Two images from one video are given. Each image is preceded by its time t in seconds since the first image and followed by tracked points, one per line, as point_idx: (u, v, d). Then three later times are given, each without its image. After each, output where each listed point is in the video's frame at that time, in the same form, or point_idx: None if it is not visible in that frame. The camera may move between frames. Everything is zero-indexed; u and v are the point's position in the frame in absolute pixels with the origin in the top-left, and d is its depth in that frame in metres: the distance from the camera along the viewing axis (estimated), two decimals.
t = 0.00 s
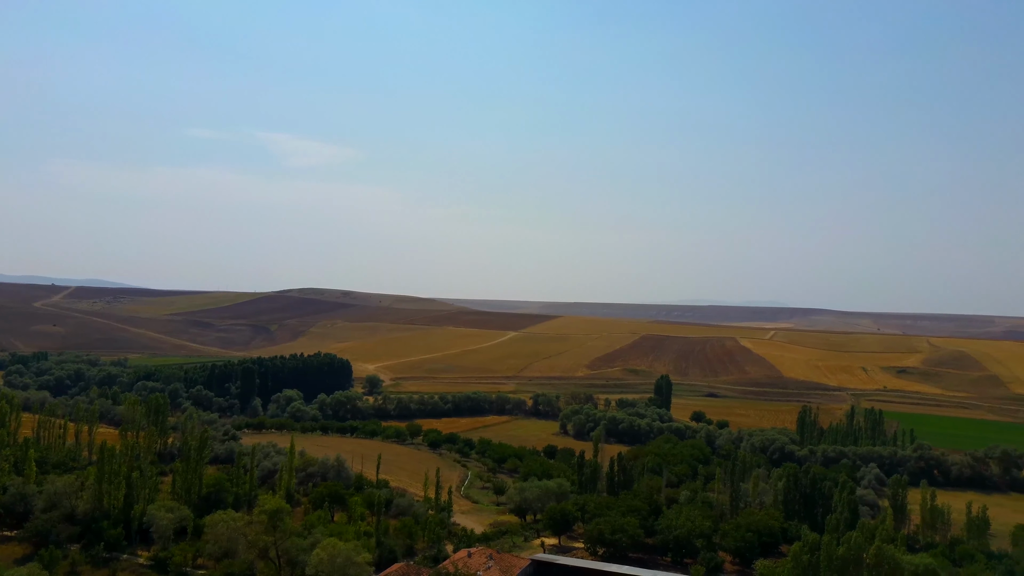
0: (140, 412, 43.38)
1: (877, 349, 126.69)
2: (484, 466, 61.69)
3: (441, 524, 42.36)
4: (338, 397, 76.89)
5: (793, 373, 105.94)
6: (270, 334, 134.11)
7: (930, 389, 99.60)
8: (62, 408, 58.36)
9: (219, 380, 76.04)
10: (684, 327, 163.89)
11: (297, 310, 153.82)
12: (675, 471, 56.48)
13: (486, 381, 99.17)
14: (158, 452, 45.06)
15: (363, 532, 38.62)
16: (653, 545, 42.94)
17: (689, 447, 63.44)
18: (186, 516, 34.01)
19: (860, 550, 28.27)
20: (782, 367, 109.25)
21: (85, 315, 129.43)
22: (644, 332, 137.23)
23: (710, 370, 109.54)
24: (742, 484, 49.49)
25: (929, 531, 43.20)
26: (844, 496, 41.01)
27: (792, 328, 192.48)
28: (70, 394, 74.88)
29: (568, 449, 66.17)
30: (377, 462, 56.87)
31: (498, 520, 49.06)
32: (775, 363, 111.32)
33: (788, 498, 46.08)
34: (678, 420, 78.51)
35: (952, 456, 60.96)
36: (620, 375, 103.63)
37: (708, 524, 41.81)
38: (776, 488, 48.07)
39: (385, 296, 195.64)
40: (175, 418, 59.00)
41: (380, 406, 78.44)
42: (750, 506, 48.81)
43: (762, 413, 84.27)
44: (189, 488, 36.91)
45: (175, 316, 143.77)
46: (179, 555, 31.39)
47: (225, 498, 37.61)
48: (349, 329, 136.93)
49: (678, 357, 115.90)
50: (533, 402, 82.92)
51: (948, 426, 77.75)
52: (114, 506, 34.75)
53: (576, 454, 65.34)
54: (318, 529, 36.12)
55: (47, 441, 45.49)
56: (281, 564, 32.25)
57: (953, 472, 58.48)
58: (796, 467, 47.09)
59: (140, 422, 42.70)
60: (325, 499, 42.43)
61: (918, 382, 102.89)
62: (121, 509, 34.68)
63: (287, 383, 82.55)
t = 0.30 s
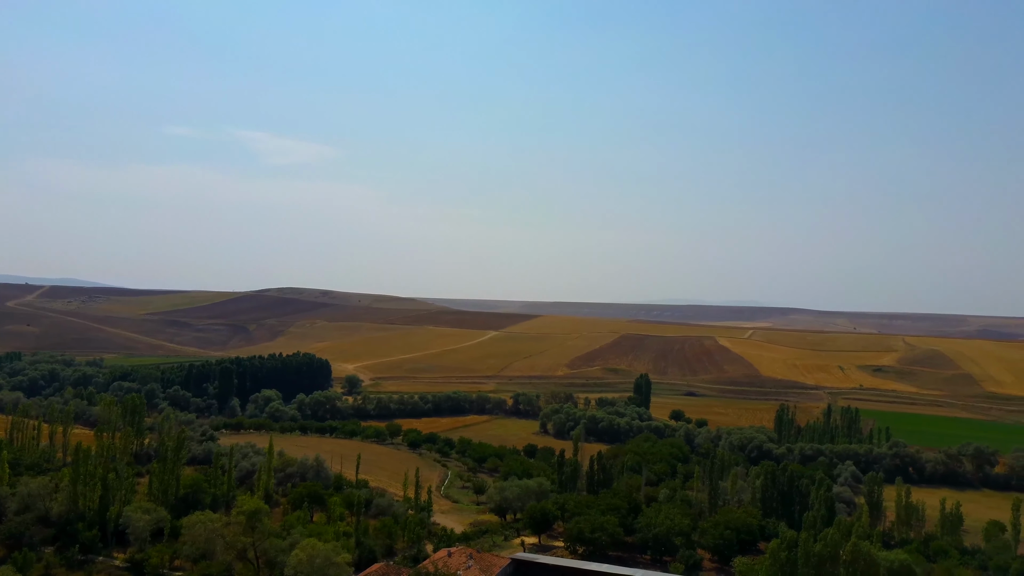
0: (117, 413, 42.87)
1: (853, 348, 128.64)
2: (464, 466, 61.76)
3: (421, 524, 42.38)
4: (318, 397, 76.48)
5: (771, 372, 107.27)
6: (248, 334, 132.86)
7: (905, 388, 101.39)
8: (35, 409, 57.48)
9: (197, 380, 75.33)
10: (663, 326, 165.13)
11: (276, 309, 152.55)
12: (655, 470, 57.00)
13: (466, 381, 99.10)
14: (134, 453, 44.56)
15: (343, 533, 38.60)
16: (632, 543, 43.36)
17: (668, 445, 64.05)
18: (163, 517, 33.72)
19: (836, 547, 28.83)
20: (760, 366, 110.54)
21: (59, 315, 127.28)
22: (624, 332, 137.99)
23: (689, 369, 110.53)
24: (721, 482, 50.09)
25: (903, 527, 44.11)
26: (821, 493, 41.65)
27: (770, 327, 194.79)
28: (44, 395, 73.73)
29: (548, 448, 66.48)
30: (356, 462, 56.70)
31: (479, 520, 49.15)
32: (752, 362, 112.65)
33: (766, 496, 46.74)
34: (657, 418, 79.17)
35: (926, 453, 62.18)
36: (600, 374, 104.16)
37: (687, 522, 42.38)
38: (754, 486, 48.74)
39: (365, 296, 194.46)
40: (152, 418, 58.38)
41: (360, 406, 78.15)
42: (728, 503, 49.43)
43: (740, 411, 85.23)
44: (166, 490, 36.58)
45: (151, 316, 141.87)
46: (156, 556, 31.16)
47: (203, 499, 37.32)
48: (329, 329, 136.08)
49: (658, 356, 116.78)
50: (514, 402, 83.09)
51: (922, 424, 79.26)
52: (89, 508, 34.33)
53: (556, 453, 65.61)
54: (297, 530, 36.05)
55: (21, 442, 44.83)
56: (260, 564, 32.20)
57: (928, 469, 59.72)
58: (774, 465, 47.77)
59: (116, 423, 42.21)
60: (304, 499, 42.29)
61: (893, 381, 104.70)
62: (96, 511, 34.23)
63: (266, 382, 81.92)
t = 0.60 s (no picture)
0: (97, 413, 42.46)
1: (833, 347, 130.27)
2: (448, 465, 61.81)
3: (405, 523, 42.36)
4: (300, 397, 76.11)
5: (753, 370, 108.34)
6: (230, 334, 131.76)
7: (885, 386, 102.88)
8: (13, 410, 56.75)
9: (179, 380, 74.70)
10: (647, 326, 166.13)
11: (259, 309, 151.40)
12: (638, 469, 57.42)
13: (450, 381, 99.09)
14: (115, 454, 44.13)
15: (326, 533, 38.54)
16: (616, 542, 43.67)
17: (651, 444, 64.54)
18: (144, 518, 33.47)
19: (818, 544, 29.22)
20: (742, 365, 111.59)
21: (37, 314, 125.39)
22: (608, 331, 138.59)
23: (672, 368, 111.29)
24: (704, 480, 50.58)
25: (884, 525, 44.81)
26: (803, 491, 42.17)
27: (752, 326, 196.57)
28: (22, 395, 72.70)
29: (532, 447, 66.71)
30: (340, 463, 56.53)
31: (463, 519, 49.20)
32: (735, 361, 113.73)
33: (749, 494, 47.26)
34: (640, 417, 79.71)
35: (906, 451, 63.18)
36: (583, 373, 104.62)
37: (670, 521, 42.79)
38: (737, 484, 49.28)
39: (348, 296, 193.47)
40: (133, 419, 57.89)
41: (343, 406, 77.89)
42: (711, 502, 49.91)
43: (722, 410, 86.03)
44: (147, 491, 36.31)
45: (131, 316, 140.21)
46: (137, 558, 30.92)
47: (184, 500, 37.04)
48: (312, 329, 135.35)
49: (641, 356, 117.44)
50: (498, 401, 83.21)
51: (901, 422, 80.51)
52: (69, 510, 33.99)
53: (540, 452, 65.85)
54: (281, 530, 35.94)
55: None
56: (242, 565, 32.13)
57: (908, 467, 60.71)
58: (756, 463, 48.31)
59: (96, 424, 41.80)
60: (287, 499, 42.13)
61: (874, 379, 106.19)
62: (75, 513, 33.89)
63: (248, 382, 81.33)
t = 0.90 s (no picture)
0: (78, 414, 42.06)
1: (816, 346, 131.68)
2: (433, 465, 61.79)
3: (390, 523, 42.34)
4: (284, 397, 75.71)
5: (737, 370, 109.22)
6: (214, 334, 130.70)
7: (867, 385, 104.17)
8: None
9: (161, 380, 74.04)
10: (632, 325, 166.98)
11: (243, 309, 150.32)
12: (623, 468, 57.77)
13: (436, 380, 98.98)
14: (96, 455, 43.71)
15: (311, 533, 38.45)
16: (601, 541, 43.91)
17: (636, 443, 64.91)
18: (127, 519, 33.22)
19: (801, 542, 29.57)
20: (726, 364, 112.49)
21: (16, 314, 123.60)
22: (593, 330, 139.07)
23: (657, 367, 111.96)
24: (688, 479, 50.97)
25: (866, 522, 45.42)
26: (787, 490, 42.64)
27: (736, 326, 198.15)
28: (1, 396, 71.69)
29: (517, 446, 66.88)
30: (324, 462, 56.36)
31: (448, 519, 49.27)
32: (719, 360, 114.65)
33: (733, 493, 47.72)
34: (625, 416, 80.18)
35: (888, 449, 64.03)
36: (569, 373, 104.98)
37: (655, 519, 43.13)
38: (721, 482, 49.76)
39: (333, 295, 192.57)
40: (114, 419, 57.28)
41: (327, 406, 77.59)
42: (695, 500, 50.32)
43: (707, 409, 86.71)
44: (130, 492, 36.07)
45: (113, 315, 138.69)
46: (119, 560, 30.68)
47: (167, 500, 36.73)
48: (297, 328, 134.61)
49: (626, 355, 118.03)
50: (483, 401, 83.33)
51: (883, 421, 81.56)
52: (50, 511, 33.65)
53: (526, 451, 66.02)
54: (265, 531, 35.82)
55: None
56: (226, 566, 32.04)
57: (890, 465, 61.56)
58: (740, 462, 48.77)
59: (78, 424, 41.44)
60: (271, 499, 41.95)
61: (856, 378, 107.50)
62: (57, 514, 33.57)
63: (231, 382, 80.73)
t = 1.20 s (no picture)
0: (54, 415, 41.51)
1: (795, 345, 133.37)
2: (414, 465, 61.76)
3: (370, 523, 42.28)
4: (264, 397, 75.17)
5: (716, 368, 110.29)
6: (192, 333, 129.23)
7: (845, 383, 105.74)
8: None
9: (139, 380, 73.10)
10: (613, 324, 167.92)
11: (222, 308, 148.81)
12: (604, 466, 58.19)
13: (417, 380, 98.83)
14: (72, 456, 43.13)
15: (291, 534, 38.30)
16: (582, 539, 44.25)
17: (617, 442, 65.39)
18: (104, 521, 32.91)
19: (780, 539, 29.97)
20: (706, 363, 113.55)
21: None
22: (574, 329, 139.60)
23: (637, 366, 112.74)
24: (669, 478, 51.46)
25: (844, 519, 46.20)
26: (766, 487, 43.23)
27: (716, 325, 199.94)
28: None
29: (499, 446, 67.02)
30: (305, 462, 56.10)
31: (429, 518, 49.34)
32: (699, 359, 115.74)
33: (712, 491, 48.30)
34: (606, 415, 80.69)
35: (865, 447, 65.09)
36: (550, 372, 105.36)
37: (635, 518, 43.55)
38: (701, 481, 50.34)
39: (313, 294, 191.25)
40: (91, 420, 56.47)
41: (307, 406, 77.14)
42: (676, 498, 50.82)
43: (687, 407, 87.53)
44: (107, 493, 35.71)
45: (88, 315, 136.74)
46: (96, 562, 30.36)
47: (144, 502, 36.38)
48: (276, 328, 133.53)
49: (607, 354, 118.66)
50: (464, 400, 83.35)
51: (860, 418, 82.94)
52: (25, 514, 33.23)
53: (507, 451, 66.17)
54: (244, 532, 35.62)
55: None
56: (204, 567, 31.91)
57: (867, 463, 62.61)
58: (720, 460, 49.41)
59: (53, 426, 40.91)
60: (250, 500, 41.71)
61: (833, 377, 109.08)
62: (32, 516, 33.15)
63: (210, 382, 79.95)
